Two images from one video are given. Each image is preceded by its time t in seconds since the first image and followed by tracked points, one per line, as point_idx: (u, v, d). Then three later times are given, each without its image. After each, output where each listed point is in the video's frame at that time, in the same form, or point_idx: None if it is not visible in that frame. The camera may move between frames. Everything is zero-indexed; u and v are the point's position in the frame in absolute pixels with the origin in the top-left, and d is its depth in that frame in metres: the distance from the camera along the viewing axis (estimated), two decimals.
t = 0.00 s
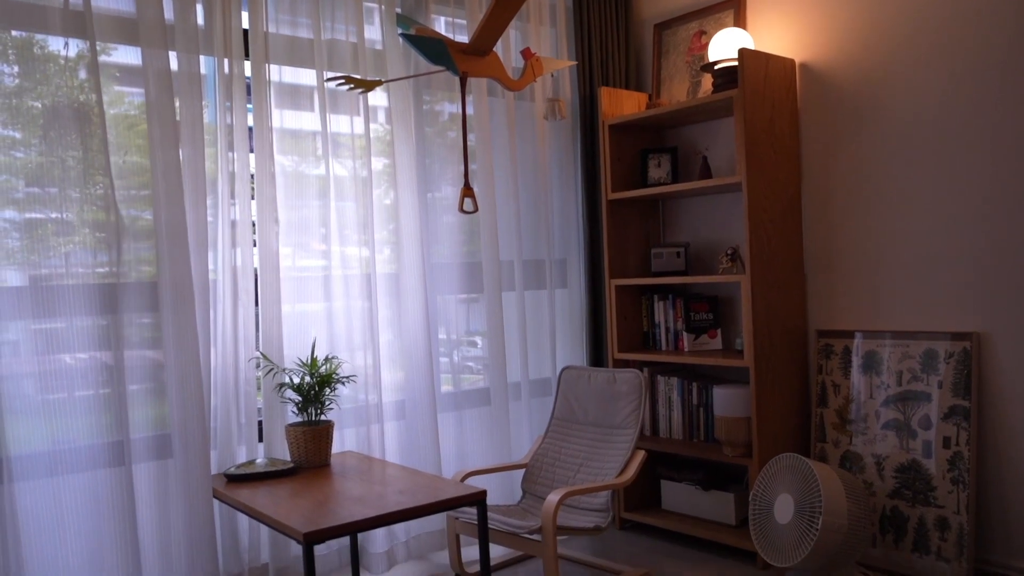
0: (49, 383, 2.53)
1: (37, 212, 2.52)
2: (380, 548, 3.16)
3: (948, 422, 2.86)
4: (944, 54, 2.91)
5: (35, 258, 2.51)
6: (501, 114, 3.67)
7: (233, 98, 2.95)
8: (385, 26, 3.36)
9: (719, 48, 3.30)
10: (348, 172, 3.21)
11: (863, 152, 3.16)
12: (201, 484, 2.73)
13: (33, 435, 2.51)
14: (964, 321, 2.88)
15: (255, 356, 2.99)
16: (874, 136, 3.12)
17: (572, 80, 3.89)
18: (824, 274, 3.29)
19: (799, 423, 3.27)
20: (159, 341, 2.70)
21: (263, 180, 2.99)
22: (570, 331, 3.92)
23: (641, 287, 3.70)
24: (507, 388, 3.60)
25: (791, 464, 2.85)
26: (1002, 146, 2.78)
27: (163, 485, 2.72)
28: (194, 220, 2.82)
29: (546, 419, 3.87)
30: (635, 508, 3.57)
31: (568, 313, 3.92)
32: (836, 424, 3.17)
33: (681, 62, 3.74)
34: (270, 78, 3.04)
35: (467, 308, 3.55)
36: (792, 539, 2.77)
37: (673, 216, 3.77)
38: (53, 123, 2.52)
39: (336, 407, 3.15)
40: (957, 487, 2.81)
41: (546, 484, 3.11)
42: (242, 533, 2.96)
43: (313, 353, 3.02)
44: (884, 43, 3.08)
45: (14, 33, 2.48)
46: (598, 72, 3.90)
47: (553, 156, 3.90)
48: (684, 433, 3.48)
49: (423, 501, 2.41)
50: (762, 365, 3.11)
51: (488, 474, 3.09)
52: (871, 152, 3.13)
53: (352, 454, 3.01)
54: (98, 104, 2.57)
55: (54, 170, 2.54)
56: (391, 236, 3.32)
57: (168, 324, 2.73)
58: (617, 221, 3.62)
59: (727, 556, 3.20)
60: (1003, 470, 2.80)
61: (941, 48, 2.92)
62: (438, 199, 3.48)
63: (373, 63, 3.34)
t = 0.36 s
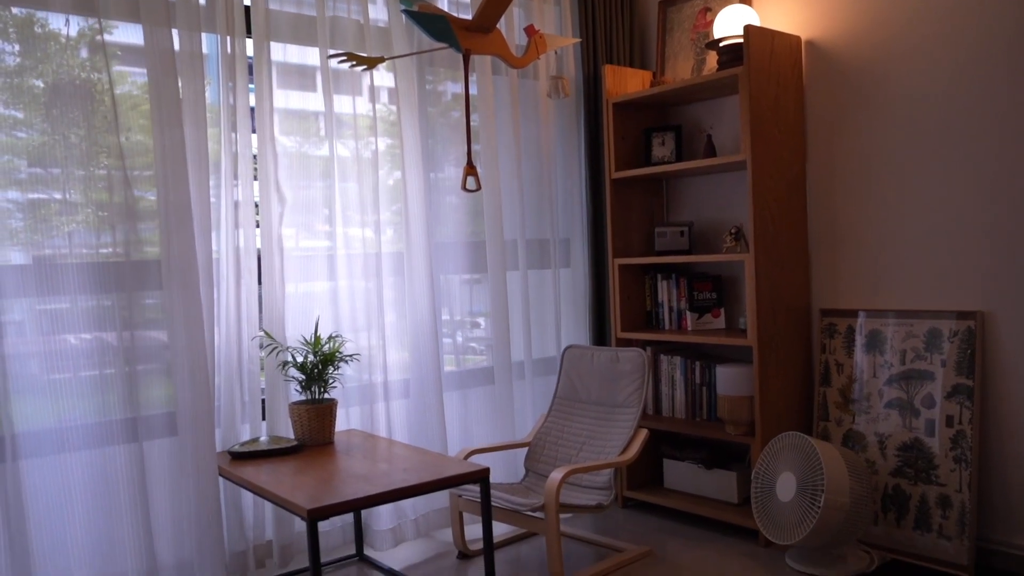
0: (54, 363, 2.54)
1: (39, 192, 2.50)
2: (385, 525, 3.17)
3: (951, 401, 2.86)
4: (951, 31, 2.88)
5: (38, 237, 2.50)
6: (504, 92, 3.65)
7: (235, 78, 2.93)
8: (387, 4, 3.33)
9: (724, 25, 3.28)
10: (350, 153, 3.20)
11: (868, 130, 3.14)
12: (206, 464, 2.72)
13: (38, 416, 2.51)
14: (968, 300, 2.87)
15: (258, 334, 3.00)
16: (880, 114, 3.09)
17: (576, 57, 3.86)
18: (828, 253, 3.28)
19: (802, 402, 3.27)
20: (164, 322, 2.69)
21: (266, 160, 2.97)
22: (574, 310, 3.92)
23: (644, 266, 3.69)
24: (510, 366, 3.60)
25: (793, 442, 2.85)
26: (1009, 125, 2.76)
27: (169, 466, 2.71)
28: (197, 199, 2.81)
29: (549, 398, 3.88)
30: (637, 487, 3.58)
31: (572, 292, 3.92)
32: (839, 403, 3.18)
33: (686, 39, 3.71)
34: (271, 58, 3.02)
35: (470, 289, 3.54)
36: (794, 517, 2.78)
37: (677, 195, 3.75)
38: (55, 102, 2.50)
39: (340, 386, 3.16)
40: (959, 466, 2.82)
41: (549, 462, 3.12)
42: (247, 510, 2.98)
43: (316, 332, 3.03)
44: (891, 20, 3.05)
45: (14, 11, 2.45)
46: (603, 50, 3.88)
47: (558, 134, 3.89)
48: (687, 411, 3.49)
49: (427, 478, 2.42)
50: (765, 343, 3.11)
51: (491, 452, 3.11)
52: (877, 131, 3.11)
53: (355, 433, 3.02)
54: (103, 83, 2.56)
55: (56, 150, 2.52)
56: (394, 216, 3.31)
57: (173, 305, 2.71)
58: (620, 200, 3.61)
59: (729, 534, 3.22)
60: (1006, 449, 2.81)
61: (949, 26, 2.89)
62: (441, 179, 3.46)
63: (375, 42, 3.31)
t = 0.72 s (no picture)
0: (57, 346, 2.50)
1: (41, 175, 2.46)
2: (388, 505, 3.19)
3: (954, 381, 2.86)
4: (956, 9, 2.86)
5: (41, 220, 2.47)
6: (507, 73, 3.63)
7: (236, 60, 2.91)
8: None
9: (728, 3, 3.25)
10: (353, 137, 3.20)
11: (872, 110, 3.12)
12: (210, 447, 2.70)
13: (41, 402, 2.47)
14: (971, 280, 2.87)
15: (260, 316, 2.99)
16: (884, 94, 3.07)
17: (578, 37, 3.84)
18: (831, 234, 3.27)
19: (804, 382, 3.27)
20: (163, 306, 2.65)
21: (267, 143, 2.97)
22: (577, 291, 3.93)
23: (647, 247, 3.68)
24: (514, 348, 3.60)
25: (796, 423, 2.85)
26: (1013, 103, 2.74)
27: (172, 452, 2.66)
28: (200, 181, 2.80)
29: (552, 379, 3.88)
30: (639, 468, 3.59)
31: (575, 273, 3.93)
32: (842, 383, 3.17)
33: (689, 18, 3.68)
34: (271, 40, 3.00)
35: (471, 272, 3.53)
36: (795, 497, 2.78)
37: (680, 176, 3.74)
38: (56, 85, 2.47)
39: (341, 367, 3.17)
40: (961, 446, 2.82)
41: (551, 443, 3.12)
42: (250, 491, 2.98)
43: (318, 313, 3.03)
44: None
45: None
46: (605, 29, 3.85)
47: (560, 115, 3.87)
48: (689, 393, 3.49)
49: (430, 458, 2.42)
50: (768, 325, 3.10)
51: (494, 433, 3.11)
52: (881, 111, 3.09)
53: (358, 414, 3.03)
54: (105, 65, 2.54)
55: (58, 133, 2.48)
56: (396, 199, 3.28)
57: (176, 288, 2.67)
58: (623, 181, 3.60)
59: (731, 514, 3.23)
60: (1008, 429, 2.81)
61: (954, 3, 2.86)
62: (443, 162, 3.44)
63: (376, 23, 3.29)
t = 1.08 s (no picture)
0: (62, 332, 2.42)
1: (45, 162, 2.38)
2: (392, 488, 3.19)
3: (958, 364, 2.85)
4: None
5: (43, 208, 2.39)
6: (509, 56, 3.61)
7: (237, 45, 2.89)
8: None
9: None
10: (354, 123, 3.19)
11: (875, 91, 3.10)
12: (217, 433, 2.65)
13: (46, 389, 2.39)
14: (976, 263, 2.86)
15: (263, 300, 2.99)
16: (889, 75, 3.05)
17: (581, 18, 3.82)
18: (835, 216, 3.25)
19: (807, 365, 3.27)
20: (168, 293, 2.57)
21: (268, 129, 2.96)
22: (579, 275, 3.93)
23: (650, 231, 3.67)
24: (519, 332, 3.59)
25: (800, 405, 2.84)
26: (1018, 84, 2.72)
27: (181, 441, 2.59)
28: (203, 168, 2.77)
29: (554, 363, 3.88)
30: (642, 451, 3.59)
31: (577, 257, 3.92)
32: (845, 366, 3.17)
33: None
34: (272, 25, 2.98)
35: (473, 258, 3.52)
36: (798, 480, 2.78)
37: (683, 158, 3.73)
38: (58, 70, 2.38)
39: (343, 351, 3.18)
40: (965, 429, 2.81)
41: (554, 427, 3.12)
42: (253, 475, 2.99)
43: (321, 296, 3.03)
44: None
45: None
46: (608, 11, 3.84)
47: (563, 97, 3.85)
48: (692, 376, 3.49)
49: (433, 441, 2.42)
50: (771, 308, 3.09)
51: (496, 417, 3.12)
52: (885, 92, 3.07)
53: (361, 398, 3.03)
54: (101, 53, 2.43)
55: (60, 120, 2.39)
56: (398, 185, 3.25)
57: (181, 274, 2.60)
58: (626, 165, 3.58)
59: (734, 498, 3.23)
60: (1011, 411, 2.80)
61: None
62: (445, 147, 3.42)
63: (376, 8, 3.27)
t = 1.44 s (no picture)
0: (70, 323, 2.42)
1: (52, 154, 2.38)
2: (399, 478, 3.19)
3: (967, 352, 2.83)
4: None
5: (50, 200, 2.39)
6: (515, 44, 3.59)
7: (242, 36, 2.88)
8: None
9: None
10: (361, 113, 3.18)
11: (883, 77, 3.07)
12: (231, 425, 2.63)
13: (55, 380, 2.40)
14: (985, 250, 2.84)
15: (269, 290, 2.99)
16: (898, 60, 3.02)
17: (586, 6, 3.80)
18: (843, 204, 3.23)
19: (814, 354, 3.25)
20: (174, 283, 2.55)
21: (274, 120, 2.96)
22: (586, 264, 3.92)
23: (657, 220, 3.66)
24: (526, 320, 3.59)
25: (807, 394, 2.83)
26: None
27: (191, 432, 2.59)
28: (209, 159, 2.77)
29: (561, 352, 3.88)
30: (648, 440, 3.59)
31: (583, 246, 3.91)
32: (853, 355, 3.15)
33: None
34: (277, 16, 2.97)
35: (479, 248, 3.50)
36: (806, 469, 2.77)
37: (689, 146, 3.71)
38: (64, 62, 2.37)
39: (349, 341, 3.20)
40: (974, 417, 2.80)
41: (560, 416, 3.12)
42: (260, 465, 2.99)
43: (326, 286, 3.03)
44: None
45: None
46: None
47: (569, 85, 3.84)
48: (698, 365, 3.48)
49: (439, 430, 2.43)
50: (778, 297, 3.08)
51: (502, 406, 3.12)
52: (894, 78, 3.04)
53: (367, 388, 3.04)
54: (109, 44, 2.43)
55: (66, 111, 2.39)
56: (403, 175, 3.23)
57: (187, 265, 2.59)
58: (632, 154, 3.56)
59: (741, 487, 3.22)
60: (1020, 399, 2.78)
61: None
62: (451, 137, 3.40)
63: None
